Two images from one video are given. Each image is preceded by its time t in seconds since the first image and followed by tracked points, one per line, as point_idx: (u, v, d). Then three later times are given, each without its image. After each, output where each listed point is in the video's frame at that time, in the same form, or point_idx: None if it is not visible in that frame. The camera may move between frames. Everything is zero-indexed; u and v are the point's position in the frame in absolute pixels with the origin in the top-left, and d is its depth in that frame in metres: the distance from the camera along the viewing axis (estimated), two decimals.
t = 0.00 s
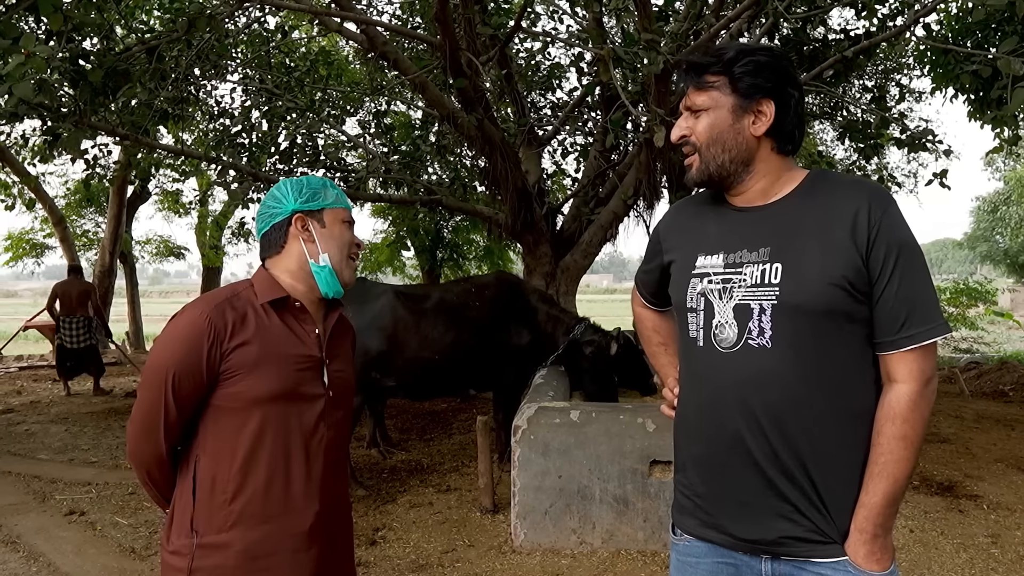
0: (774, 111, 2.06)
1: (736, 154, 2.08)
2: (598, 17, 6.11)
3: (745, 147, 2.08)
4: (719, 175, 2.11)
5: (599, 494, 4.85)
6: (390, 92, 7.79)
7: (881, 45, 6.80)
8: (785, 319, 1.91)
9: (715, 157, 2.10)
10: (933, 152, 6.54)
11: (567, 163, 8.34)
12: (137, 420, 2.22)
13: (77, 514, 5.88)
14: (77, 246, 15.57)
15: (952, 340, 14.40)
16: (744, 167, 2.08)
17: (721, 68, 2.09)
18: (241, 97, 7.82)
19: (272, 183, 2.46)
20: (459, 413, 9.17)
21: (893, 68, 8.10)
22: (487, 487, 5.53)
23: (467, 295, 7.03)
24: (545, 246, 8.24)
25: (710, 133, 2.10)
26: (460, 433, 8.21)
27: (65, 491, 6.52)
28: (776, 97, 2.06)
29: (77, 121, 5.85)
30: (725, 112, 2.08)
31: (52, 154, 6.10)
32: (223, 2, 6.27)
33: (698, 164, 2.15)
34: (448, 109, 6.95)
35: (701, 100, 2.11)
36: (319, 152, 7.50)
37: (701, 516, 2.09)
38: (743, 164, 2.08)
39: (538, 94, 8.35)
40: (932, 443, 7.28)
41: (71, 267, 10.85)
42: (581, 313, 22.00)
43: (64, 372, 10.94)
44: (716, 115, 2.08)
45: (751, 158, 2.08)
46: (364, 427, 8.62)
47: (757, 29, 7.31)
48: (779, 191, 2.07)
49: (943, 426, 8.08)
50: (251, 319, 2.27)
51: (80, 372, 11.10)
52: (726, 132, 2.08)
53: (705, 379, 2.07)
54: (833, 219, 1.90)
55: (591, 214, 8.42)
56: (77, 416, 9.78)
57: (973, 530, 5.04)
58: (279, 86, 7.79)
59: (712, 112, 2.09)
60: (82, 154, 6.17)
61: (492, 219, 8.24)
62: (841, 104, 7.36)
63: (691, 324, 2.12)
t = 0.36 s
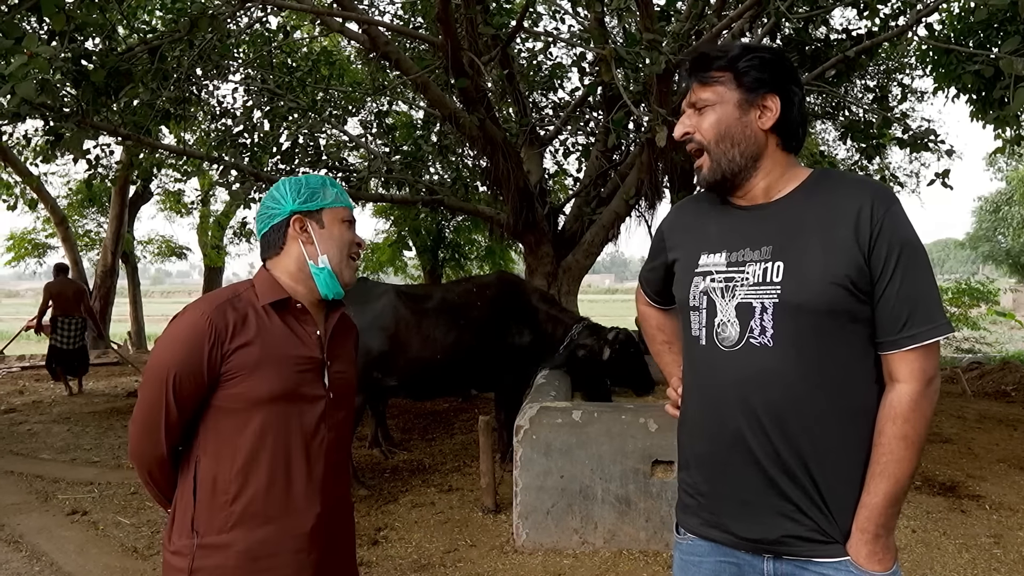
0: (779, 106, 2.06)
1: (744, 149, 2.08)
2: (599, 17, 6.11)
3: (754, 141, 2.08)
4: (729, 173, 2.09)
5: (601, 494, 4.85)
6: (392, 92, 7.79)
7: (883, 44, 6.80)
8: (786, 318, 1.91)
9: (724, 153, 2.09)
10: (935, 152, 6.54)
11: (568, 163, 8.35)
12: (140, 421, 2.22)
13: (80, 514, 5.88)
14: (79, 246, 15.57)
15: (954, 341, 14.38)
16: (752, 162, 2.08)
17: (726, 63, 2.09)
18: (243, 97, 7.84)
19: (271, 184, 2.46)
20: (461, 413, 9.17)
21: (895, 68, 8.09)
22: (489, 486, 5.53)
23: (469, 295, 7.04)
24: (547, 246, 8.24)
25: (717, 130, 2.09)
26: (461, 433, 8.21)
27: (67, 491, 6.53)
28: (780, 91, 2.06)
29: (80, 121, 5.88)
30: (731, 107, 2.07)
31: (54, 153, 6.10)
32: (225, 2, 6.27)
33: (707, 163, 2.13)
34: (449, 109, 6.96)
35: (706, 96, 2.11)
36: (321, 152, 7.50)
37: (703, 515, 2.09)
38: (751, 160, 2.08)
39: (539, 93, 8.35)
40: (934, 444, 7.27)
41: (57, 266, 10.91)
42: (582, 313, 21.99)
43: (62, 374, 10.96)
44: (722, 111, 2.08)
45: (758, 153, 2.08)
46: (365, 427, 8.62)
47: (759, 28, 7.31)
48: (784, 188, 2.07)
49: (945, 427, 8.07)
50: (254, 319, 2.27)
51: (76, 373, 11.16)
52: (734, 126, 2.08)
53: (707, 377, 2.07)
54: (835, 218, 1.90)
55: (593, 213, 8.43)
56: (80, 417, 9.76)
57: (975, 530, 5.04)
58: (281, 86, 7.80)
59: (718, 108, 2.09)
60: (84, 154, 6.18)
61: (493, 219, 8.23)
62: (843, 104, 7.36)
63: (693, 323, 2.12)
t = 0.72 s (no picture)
0: (776, 106, 2.06)
1: (739, 148, 2.08)
2: (600, 17, 6.11)
3: (749, 140, 2.08)
4: (723, 171, 2.10)
5: (602, 494, 4.85)
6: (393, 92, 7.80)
7: (884, 44, 6.80)
8: (786, 319, 1.91)
9: (719, 152, 2.10)
10: (935, 151, 6.53)
11: (568, 163, 8.36)
12: (142, 423, 2.22)
13: (81, 513, 5.88)
14: (80, 246, 15.58)
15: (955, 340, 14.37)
16: (747, 162, 2.09)
17: (724, 64, 2.09)
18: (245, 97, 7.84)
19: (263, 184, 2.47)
20: (461, 413, 9.17)
21: (896, 68, 8.09)
22: (490, 486, 5.54)
23: (469, 296, 7.05)
24: (548, 246, 8.23)
25: (713, 128, 2.10)
26: (462, 433, 8.21)
27: (68, 490, 6.53)
28: (778, 92, 2.06)
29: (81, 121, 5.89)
30: (727, 107, 2.08)
31: (55, 154, 6.11)
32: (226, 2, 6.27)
33: (702, 161, 2.15)
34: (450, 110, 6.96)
35: (704, 96, 2.11)
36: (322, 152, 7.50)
37: (702, 514, 2.09)
38: (746, 160, 2.08)
39: (540, 94, 8.36)
40: (935, 444, 7.27)
41: (53, 266, 10.82)
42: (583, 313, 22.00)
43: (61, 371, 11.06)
44: (718, 110, 2.09)
45: (753, 153, 2.08)
46: (366, 427, 8.61)
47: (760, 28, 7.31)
48: (780, 190, 2.08)
49: (947, 427, 8.06)
50: (255, 320, 2.28)
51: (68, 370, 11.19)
52: (729, 125, 2.08)
53: (706, 377, 2.07)
54: (834, 220, 1.90)
55: (593, 213, 8.44)
56: (81, 417, 9.76)
57: (976, 530, 5.03)
58: (282, 86, 7.82)
59: (714, 107, 2.09)
60: (85, 155, 6.18)
61: (494, 219, 8.23)
62: (843, 104, 7.36)
63: (692, 325, 2.12)
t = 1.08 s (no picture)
0: (776, 103, 2.06)
1: (739, 146, 2.08)
2: (601, 17, 6.10)
3: (748, 139, 2.08)
4: (723, 169, 2.10)
5: (601, 494, 4.84)
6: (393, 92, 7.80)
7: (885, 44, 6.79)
8: (784, 318, 1.91)
9: (718, 150, 2.09)
10: (937, 151, 6.52)
11: (569, 163, 8.36)
12: (145, 424, 2.22)
13: (81, 513, 5.88)
14: (81, 246, 15.58)
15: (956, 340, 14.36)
16: (747, 160, 2.08)
17: (723, 62, 2.09)
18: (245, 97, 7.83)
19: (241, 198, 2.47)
20: (461, 413, 9.16)
21: (897, 68, 8.09)
22: (490, 487, 5.53)
23: (469, 296, 7.05)
24: (548, 246, 8.21)
25: (713, 126, 2.09)
26: (462, 433, 8.20)
27: (68, 490, 6.53)
28: (778, 89, 2.06)
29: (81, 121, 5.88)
30: (727, 104, 2.07)
31: (56, 154, 6.11)
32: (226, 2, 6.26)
33: (702, 159, 2.14)
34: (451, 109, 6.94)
35: (704, 94, 2.11)
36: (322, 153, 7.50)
37: (700, 514, 2.09)
38: (746, 158, 2.08)
39: (541, 93, 8.36)
40: (935, 444, 7.25)
41: (46, 266, 10.86)
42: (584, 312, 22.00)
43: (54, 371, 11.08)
44: (718, 108, 2.08)
45: (753, 151, 2.08)
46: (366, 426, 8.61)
47: (761, 28, 7.30)
48: (780, 189, 2.07)
49: (947, 427, 8.05)
50: (257, 322, 2.27)
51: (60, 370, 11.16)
52: (729, 123, 2.08)
53: (705, 377, 2.07)
54: (834, 220, 1.90)
55: (594, 213, 8.44)
56: (81, 417, 9.74)
57: (976, 530, 5.03)
58: (282, 86, 7.83)
59: (714, 105, 2.09)
60: (86, 155, 6.18)
61: (494, 219, 8.23)
62: (844, 104, 7.35)
63: (691, 324, 2.12)
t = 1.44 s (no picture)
0: (777, 102, 2.05)
1: (739, 145, 2.07)
2: (601, 16, 6.10)
3: (748, 137, 2.07)
4: (724, 168, 2.09)
5: (601, 493, 4.83)
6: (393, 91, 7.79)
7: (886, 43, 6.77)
8: (784, 317, 1.90)
9: (719, 148, 2.09)
10: (937, 151, 6.51)
11: (569, 162, 8.36)
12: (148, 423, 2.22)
13: (80, 513, 5.87)
14: (81, 246, 15.58)
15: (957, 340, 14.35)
16: (747, 158, 2.07)
17: (723, 59, 2.08)
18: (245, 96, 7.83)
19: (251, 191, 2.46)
20: (461, 412, 9.15)
21: (897, 67, 8.08)
22: (490, 486, 5.52)
23: (469, 295, 7.04)
24: (548, 245, 8.20)
25: (713, 124, 2.08)
26: (462, 433, 8.20)
27: (68, 490, 6.53)
28: (778, 88, 2.04)
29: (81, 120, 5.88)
30: (727, 102, 2.06)
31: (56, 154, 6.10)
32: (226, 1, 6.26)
33: (702, 157, 2.13)
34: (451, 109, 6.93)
35: (704, 92, 2.10)
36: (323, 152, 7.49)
37: (700, 514, 2.08)
38: (746, 156, 2.07)
39: (541, 93, 8.36)
40: (936, 443, 7.24)
41: (32, 268, 10.83)
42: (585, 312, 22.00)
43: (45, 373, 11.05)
44: (718, 106, 2.07)
45: (752, 150, 2.07)
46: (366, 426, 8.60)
47: (761, 28, 7.29)
48: (781, 187, 2.06)
49: (948, 426, 8.03)
50: (259, 321, 2.27)
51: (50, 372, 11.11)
52: (729, 121, 2.07)
53: (704, 376, 2.06)
54: (834, 218, 1.89)
55: (595, 213, 8.43)
56: (81, 417, 9.71)
57: (977, 530, 5.02)
58: (283, 85, 7.82)
59: (714, 103, 2.08)
60: (86, 154, 6.18)
61: (495, 218, 8.22)
62: (845, 103, 7.34)
63: (691, 323, 2.11)
